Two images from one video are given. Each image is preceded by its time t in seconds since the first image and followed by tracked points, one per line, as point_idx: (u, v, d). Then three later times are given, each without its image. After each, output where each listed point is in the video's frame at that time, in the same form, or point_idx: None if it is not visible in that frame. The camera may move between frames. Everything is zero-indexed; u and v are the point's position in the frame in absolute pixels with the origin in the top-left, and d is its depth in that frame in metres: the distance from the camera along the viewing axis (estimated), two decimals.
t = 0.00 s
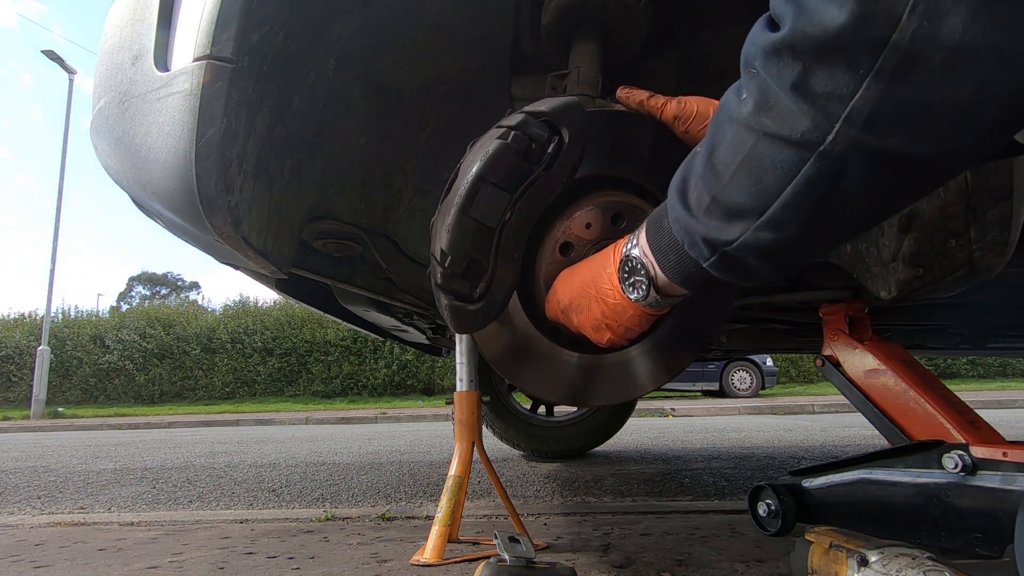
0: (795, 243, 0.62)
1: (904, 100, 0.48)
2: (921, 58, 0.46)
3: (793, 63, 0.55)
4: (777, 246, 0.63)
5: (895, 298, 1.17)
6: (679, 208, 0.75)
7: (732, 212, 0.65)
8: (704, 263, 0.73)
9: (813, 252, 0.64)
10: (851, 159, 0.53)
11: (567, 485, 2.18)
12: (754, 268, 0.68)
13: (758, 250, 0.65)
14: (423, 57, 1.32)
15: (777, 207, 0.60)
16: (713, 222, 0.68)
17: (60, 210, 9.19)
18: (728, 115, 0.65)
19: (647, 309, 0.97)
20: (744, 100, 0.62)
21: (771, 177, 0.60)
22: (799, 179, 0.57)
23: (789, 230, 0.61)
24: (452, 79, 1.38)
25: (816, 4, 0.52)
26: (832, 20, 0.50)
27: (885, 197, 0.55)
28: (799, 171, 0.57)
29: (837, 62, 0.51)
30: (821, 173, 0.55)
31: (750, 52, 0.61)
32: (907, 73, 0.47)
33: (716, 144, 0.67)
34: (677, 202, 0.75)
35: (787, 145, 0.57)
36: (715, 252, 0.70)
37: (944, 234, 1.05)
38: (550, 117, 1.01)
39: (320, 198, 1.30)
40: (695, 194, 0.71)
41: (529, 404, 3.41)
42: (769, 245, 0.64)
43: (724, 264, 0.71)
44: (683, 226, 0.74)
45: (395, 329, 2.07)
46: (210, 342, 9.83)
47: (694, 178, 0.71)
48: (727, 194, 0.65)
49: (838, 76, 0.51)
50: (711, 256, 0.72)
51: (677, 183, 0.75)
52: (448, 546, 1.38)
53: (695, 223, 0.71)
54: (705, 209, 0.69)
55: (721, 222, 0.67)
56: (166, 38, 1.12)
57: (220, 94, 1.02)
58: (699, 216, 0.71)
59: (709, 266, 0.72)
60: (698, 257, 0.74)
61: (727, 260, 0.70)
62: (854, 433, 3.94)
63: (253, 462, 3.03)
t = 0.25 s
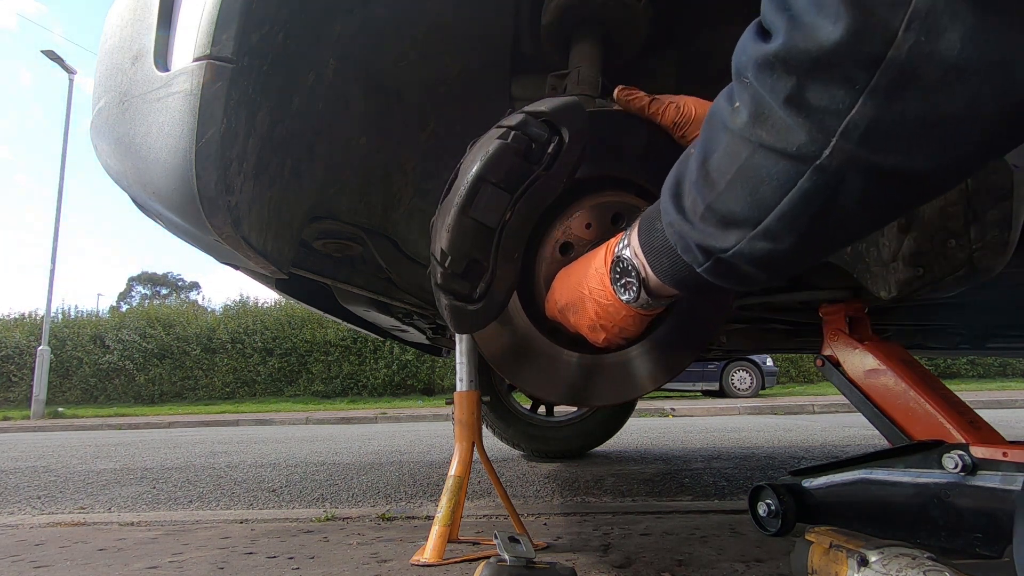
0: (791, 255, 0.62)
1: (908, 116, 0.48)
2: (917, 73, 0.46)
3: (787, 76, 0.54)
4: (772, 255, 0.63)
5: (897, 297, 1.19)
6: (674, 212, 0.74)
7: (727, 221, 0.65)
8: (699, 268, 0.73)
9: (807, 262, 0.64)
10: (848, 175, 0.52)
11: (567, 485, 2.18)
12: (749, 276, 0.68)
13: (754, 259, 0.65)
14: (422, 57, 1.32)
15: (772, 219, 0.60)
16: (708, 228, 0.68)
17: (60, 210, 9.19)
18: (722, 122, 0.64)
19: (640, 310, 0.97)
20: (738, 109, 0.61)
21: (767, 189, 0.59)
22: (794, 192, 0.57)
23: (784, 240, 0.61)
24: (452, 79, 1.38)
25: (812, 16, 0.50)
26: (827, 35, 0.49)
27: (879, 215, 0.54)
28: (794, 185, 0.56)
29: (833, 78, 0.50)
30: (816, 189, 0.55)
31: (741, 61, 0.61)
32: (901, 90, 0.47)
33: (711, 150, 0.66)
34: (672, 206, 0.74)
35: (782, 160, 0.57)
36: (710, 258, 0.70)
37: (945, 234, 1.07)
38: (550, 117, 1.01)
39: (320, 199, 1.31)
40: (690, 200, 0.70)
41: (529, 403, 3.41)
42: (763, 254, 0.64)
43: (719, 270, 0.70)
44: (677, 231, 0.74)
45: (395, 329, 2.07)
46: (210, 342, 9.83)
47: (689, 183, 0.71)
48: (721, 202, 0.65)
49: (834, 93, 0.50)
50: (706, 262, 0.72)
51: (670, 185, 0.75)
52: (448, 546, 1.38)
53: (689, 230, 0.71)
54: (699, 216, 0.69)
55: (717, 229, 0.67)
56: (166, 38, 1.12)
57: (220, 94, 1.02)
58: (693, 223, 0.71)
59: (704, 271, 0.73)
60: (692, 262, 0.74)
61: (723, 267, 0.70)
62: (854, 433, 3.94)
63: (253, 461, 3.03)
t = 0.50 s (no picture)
0: (826, 137, 0.51)
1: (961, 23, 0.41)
2: None
3: None
4: (803, 133, 0.52)
5: (895, 297, 1.23)
6: (682, 67, 0.59)
7: (761, 82, 0.52)
8: (693, 144, 0.59)
9: (826, 155, 0.55)
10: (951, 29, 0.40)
11: (567, 485, 2.18)
12: (752, 160, 0.58)
13: (778, 135, 0.53)
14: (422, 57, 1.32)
15: (824, 78, 0.48)
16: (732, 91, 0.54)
17: (60, 210, 9.19)
18: None
19: (597, 208, 0.81)
20: None
21: (834, 30, 0.46)
22: (872, 37, 0.44)
23: (830, 111, 0.49)
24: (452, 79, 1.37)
25: None
26: None
27: (935, 98, 0.45)
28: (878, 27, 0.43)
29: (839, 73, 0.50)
30: (899, 37, 0.42)
31: None
32: None
33: None
34: (680, 59, 0.59)
35: None
36: (716, 132, 0.57)
37: (945, 234, 1.14)
38: (550, 117, 0.99)
39: (320, 199, 1.31)
40: (711, 52, 0.56)
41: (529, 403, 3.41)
42: (795, 130, 0.52)
43: (719, 150, 0.57)
44: (679, 91, 0.59)
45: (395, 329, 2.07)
46: (210, 342, 9.83)
47: (712, 31, 0.56)
48: (761, 56, 0.52)
49: None
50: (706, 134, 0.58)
51: (680, 36, 0.60)
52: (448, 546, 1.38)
53: (702, 92, 0.56)
54: (722, 74, 0.55)
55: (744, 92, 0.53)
56: (165, 38, 1.12)
57: (220, 94, 1.02)
58: (714, 81, 0.56)
59: (699, 150, 0.58)
60: (687, 136, 0.60)
61: (729, 143, 0.57)
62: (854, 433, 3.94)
63: (254, 461, 3.03)
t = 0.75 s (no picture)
0: (758, 123, 0.60)
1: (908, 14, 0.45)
2: None
3: None
4: (734, 119, 0.62)
5: (896, 298, 1.24)
6: (662, 44, 0.68)
7: (710, 68, 0.61)
8: (665, 110, 0.69)
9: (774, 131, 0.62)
10: (820, 47, 0.50)
11: (567, 485, 2.18)
12: (712, 136, 0.67)
13: (716, 116, 0.63)
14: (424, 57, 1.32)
15: (744, 76, 0.58)
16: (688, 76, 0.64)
17: (60, 210, 9.18)
18: None
19: (603, 148, 0.87)
20: None
21: (750, 40, 0.56)
22: (772, 47, 0.54)
23: (753, 102, 0.58)
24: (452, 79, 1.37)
25: None
26: None
27: (838, 97, 0.53)
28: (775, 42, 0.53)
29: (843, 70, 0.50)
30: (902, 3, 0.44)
31: None
32: None
33: None
34: (662, 39, 0.68)
35: (774, 12, 0.52)
36: (679, 101, 0.67)
37: (945, 234, 1.15)
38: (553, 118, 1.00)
39: (320, 199, 1.31)
40: (683, 34, 0.65)
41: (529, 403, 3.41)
42: (728, 113, 0.61)
43: (683, 119, 0.67)
44: (657, 70, 0.68)
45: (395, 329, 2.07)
46: (210, 343, 9.83)
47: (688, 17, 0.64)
48: (708, 48, 0.61)
49: None
50: (674, 105, 0.68)
51: (665, 20, 0.68)
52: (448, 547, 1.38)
53: (670, 68, 0.66)
54: (684, 61, 0.65)
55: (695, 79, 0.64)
56: (166, 38, 1.12)
57: (220, 94, 1.02)
58: (678, 61, 0.65)
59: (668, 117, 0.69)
60: (662, 104, 0.70)
61: (688, 117, 0.67)
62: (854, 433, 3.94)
63: (253, 462, 3.03)
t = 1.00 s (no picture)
0: (763, 116, 0.60)
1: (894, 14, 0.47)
2: None
3: None
4: (739, 113, 0.61)
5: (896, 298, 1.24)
6: (665, 42, 0.67)
7: (715, 63, 0.61)
8: (670, 109, 0.68)
9: (779, 121, 0.62)
10: (822, 41, 0.50)
11: (567, 485, 2.18)
12: (719, 131, 0.66)
13: (722, 110, 0.62)
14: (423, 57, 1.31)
15: (750, 69, 0.57)
16: (693, 72, 0.64)
17: (60, 210, 9.18)
18: None
19: (609, 152, 0.85)
20: None
21: (756, 33, 0.56)
22: (779, 38, 0.54)
23: (758, 93, 0.58)
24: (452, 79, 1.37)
25: None
26: None
27: (843, 82, 0.53)
28: (782, 33, 0.53)
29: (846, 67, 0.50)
30: None
31: None
32: None
33: None
34: (665, 37, 0.68)
35: None
36: (684, 98, 0.66)
37: (945, 234, 1.15)
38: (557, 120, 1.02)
39: (320, 198, 1.31)
40: (687, 32, 0.65)
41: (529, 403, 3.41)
42: (733, 107, 0.61)
43: (688, 117, 0.66)
44: (661, 67, 0.68)
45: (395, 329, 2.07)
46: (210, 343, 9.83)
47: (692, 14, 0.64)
48: (712, 42, 0.61)
49: None
50: (679, 103, 0.67)
51: (670, 17, 0.68)
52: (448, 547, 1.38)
53: (675, 64, 0.65)
54: (688, 57, 0.65)
55: (700, 74, 0.63)
56: (166, 38, 1.12)
57: (220, 94, 1.02)
58: (683, 59, 0.65)
59: (673, 115, 0.68)
60: (666, 103, 0.69)
61: (694, 113, 0.66)
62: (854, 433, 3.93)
63: (253, 462, 3.03)
